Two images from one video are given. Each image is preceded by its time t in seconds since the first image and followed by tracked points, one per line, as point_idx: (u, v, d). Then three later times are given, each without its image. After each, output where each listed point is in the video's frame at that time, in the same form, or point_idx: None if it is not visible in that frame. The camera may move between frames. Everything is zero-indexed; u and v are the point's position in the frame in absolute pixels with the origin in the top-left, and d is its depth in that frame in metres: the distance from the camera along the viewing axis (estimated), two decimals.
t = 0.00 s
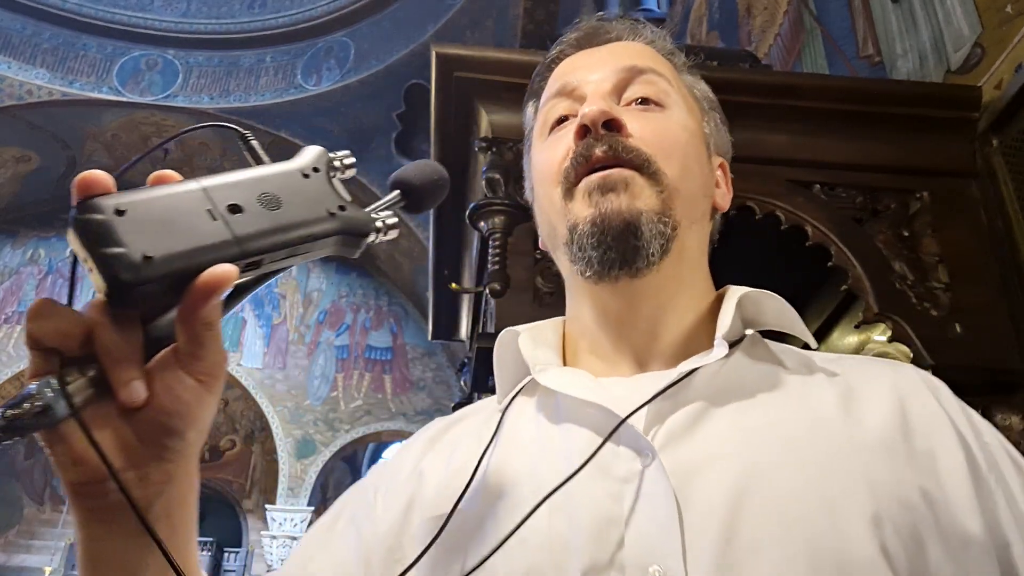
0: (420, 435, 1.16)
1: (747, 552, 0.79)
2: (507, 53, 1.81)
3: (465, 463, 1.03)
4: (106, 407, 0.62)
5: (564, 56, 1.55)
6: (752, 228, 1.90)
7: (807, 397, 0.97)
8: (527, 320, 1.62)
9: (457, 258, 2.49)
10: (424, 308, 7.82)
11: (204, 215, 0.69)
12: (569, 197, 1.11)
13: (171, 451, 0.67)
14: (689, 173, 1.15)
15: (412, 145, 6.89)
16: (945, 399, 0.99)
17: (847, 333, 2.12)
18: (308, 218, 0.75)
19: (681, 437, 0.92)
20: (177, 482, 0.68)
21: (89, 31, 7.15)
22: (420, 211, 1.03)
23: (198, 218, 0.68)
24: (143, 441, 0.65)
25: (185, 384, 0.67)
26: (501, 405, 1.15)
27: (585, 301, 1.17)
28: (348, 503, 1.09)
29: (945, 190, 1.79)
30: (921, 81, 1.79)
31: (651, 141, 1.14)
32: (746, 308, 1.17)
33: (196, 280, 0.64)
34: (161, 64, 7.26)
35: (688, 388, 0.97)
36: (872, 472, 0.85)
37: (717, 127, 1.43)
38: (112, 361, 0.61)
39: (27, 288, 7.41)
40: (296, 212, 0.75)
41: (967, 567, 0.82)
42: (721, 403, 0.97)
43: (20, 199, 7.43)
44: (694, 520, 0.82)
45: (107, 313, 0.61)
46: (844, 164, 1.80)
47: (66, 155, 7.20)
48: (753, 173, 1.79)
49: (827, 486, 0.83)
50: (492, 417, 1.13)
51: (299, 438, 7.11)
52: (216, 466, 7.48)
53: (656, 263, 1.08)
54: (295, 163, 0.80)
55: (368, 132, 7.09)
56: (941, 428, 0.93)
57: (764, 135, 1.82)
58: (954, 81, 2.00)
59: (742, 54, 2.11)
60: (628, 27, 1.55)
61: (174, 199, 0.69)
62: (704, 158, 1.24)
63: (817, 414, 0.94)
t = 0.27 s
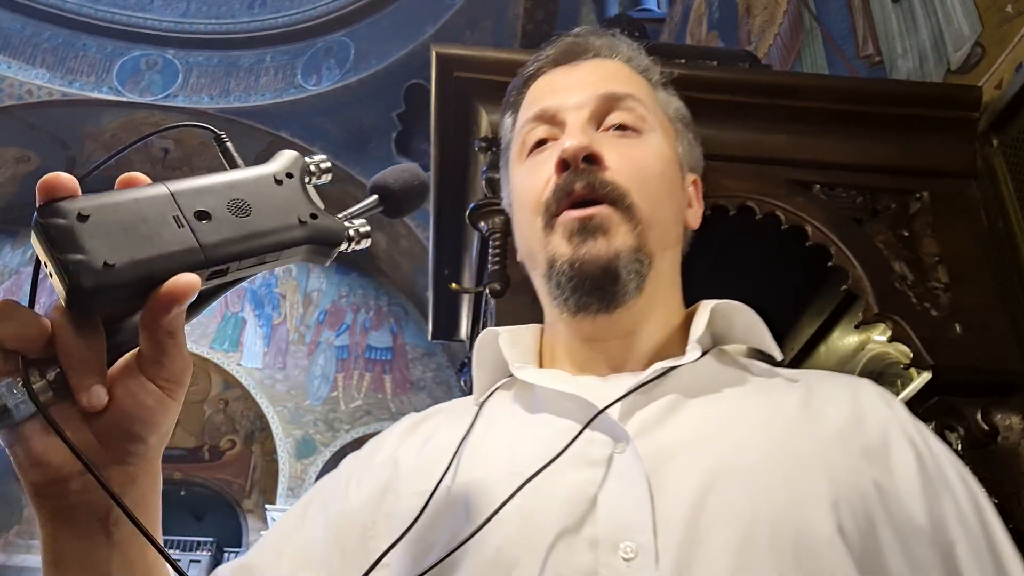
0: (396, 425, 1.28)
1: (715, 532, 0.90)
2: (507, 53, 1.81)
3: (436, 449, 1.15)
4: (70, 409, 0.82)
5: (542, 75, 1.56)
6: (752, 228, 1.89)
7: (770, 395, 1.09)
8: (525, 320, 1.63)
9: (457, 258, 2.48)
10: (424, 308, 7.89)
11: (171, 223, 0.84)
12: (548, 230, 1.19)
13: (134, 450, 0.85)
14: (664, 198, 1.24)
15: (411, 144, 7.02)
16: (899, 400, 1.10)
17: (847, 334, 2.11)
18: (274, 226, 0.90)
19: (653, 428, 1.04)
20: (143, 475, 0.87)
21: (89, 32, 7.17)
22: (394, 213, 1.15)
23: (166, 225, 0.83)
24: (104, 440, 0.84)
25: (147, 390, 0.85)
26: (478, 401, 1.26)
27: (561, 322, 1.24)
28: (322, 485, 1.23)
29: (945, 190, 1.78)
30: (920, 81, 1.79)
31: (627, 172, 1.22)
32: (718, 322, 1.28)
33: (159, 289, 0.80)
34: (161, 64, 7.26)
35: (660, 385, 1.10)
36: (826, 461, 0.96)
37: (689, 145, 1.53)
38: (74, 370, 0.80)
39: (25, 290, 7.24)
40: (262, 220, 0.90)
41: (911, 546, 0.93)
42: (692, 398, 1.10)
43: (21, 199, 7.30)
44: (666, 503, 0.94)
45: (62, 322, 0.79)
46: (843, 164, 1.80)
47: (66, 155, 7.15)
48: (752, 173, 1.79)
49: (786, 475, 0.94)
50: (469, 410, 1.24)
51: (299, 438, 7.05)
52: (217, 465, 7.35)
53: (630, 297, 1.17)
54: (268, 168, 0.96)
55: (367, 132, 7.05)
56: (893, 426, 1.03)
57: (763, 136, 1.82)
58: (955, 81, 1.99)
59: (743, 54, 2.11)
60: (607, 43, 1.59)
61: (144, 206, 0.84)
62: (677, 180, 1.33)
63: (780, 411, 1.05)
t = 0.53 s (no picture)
0: (361, 430, 1.30)
1: (676, 548, 0.95)
2: (507, 53, 1.81)
3: (403, 455, 1.16)
4: (76, 414, 0.84)
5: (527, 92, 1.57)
6: (752, 228, 1.89)
7: (729, 415, 1.14)
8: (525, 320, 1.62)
9: (456, 258, 2.48)
10: (424, 308, 7.82)
11: (192, 236, 0.84)
12: (512, 226, 1.21)
13: (135, 459, 0.86)
14: (632, 218, 1.26)
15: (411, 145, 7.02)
16: (846, 423, 1.17)
17: (847, 333, 2.10)
18: (291, 242, 0.89)
19: (617, 441, 1.07)
20: (141, 482, 0.88)
21: (89, 32, 7.18)
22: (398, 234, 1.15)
23: (186, 239, 0.84)
24: (106, 448, 0.85)
25: (154, 399, 0.86)
26: (442, 406, 1.27)
27: (523, 318, 1.28)
28: (290, 489, 1.26)
29: (946, 190, 1.78)
30: (920, 81, 1.79)
31: (598, 185, 1.24)
32: (678, 336, 1.32)
33: (180, 301, 0.80)
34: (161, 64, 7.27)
35: (626, 398, 1.14)
36: (781, 483, 1.02)
37: (666, 170, 1.53)
38: (82, 375, 0.82)
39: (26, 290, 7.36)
40: (280, 237, 0.89)
41: (855, 563, 1.01)
42: (653, 412, 1.14)
43: (23, 199, 7.37)
44: (630, 516, 0.98)
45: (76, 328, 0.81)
46: (844, 164, 1.79)
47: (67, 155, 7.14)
48: (752, 173, 1.79)
49: (745, 494, 1.00)
50: (433, 417, 1.25)
51: (299, 438, 7.03)
52: (217, 465, 7.38)
53: (584, 291, 1.21)
54: (284, 185, 0.95)
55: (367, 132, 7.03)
56: (843, 449, 1.11)
57: (763, 136, 1.81)
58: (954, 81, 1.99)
59: (743, 54, 2.11)
60: (591, 68, 1.59)
61: (166, 220, 0.85)
62: (648, 203, 1.35)
63: (739, 431, 1.10)
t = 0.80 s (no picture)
0: (337, 431, 1.28)
1: (650, 554, 0.95)
2: (507, 53, 1.82)
3: (381, 457, 1.14)
4: (84, 406, 0.83)
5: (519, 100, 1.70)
6: (751, 228, 1.89)
7: (700, 420, 1.15)
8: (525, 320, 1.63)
9: (455, 258, 2.48)
10: (424, 308, 7.82)
11: (213, 234, 0.82)
12: (494, 229, 1.24)
13: (140, 454, 0.86)
14: (608, 225, 1.28)
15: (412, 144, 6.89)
16: (811, 428, 1.18)
17: (847, 333, 2.10)
18: (308, 245, 0.87)
19: (591, 449, 1.07)
20: (143, 478, 0.88)
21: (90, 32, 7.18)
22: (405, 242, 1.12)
23: (207, 236, 0.82)
24: (113, 443, 0.85)
25: (164, 394, 0.85)
26: (416, 410, 1.25)
27: (497, 320, 1.28)
28: (263, 491, 1.23)
29: (946, 190, 1.78)
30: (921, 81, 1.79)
31: (577, 192, 1.26)
32: (647, 336, 1.33)
33: (201, 298, 0.78)
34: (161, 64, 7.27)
35: (598, 405, 1.14)
36: (753, 488, 1.03)
37: (641, 186, 1.53)
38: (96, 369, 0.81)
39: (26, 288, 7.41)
40: (297, 239, 0.87)
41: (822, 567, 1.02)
42: (627, 418, 1.14)
43: (22, 198, 7.41)
44: (604, 524, 0.97)
45: (92, 317, 0.81)
46: (845, 163, 1.79)
47: (67, 155, 7.18)
48: (752, 173, 1.79)
49: (718, 501, 1.00)
50: (409, 420, 1.23)
51: (298, 438, 7.08)
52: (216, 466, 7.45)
53: (562, 295, 1.22)
54: (301, 187, 0.93)
55: (366, 132, 7.03)
56: (808, 454, 1.12)
57: (763, 136, 1.81)
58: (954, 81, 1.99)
59: (742, 54, 2.10)
60: (576, 84, 1.70)
61: (187, 216, 0.82)
62: (625, 214, 1.37)
63: (711, 436, 1.11)
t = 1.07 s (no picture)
0: (333, 432, 1.28)
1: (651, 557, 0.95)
2: (508, 52, 1.82)
3: (379, 457, 1.14)
4: (94, 402, 0.83)
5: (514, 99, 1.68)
6: (751, 228, 1.89)
7: (696, 422, 1.15)
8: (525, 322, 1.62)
9: (456, 258, 2.49)
10: (424, 308, 7.81)
11: (225, 233, 0.82)
12: (490, 231, 1.23)
13: (148, 453, 0.86)
14: (605, 228, 1.28)
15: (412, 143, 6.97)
16: (802, 429, 1.19)
17: (848, 333, 2.10)
18: (319, 246, 0.87)
19: (590, 450, 1.07)
20: (150, 478, 0.87)
21: (90, 32, 7.18)
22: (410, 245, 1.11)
23: (220, 235, 0.81)
24: (121, 442, 0.84)
25: (173, 393, 0.85)
26: (412, 411, 1.25)
27: (491, 321, 1.28)
28: (258, 494, 1.22)
29: (946, 190, 1.78)
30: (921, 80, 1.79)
31: (574, 195, 1.26)
32: (642, 336, 1.34)
33: (213, 296, 0.78)
34: (161, 64, 7.27)
35: (595, 406, 1.14)
36: (751, 490, 1.03)
37: (635, 187, 1.55)
38: (102, 367, 0.81)
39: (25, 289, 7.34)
40: (308, 240, 0.87)
41: (818, 566, 1.03)
42: (623, 420, 1.14)
43: (21, 198, 7.41)
44: (604, 525, 0.97)
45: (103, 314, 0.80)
46: (845, 163, 1.80)
47: (66, 155, 7.18)
48: (752, 173, 1.80)
49: (717, 502, 1.00)
50: (405, 421, 1.23)
51: (299, 438, 7.09)
52: (217, 465, 7.39)
53: (558, 302, 1.22)
54: (312, 188, 0.93)
55: (367, 132, 7.03)
56: (801, 454, 1.13)
57: (764, 136, 1.81)
58: (954, 81, 1.99)
59: (742, 54, 2.10)
60: (572, 84, 1.66)
61: (198, 214, 0.82)
62: (621, 216, 1.37)
63: (707, 438, 1.11)
